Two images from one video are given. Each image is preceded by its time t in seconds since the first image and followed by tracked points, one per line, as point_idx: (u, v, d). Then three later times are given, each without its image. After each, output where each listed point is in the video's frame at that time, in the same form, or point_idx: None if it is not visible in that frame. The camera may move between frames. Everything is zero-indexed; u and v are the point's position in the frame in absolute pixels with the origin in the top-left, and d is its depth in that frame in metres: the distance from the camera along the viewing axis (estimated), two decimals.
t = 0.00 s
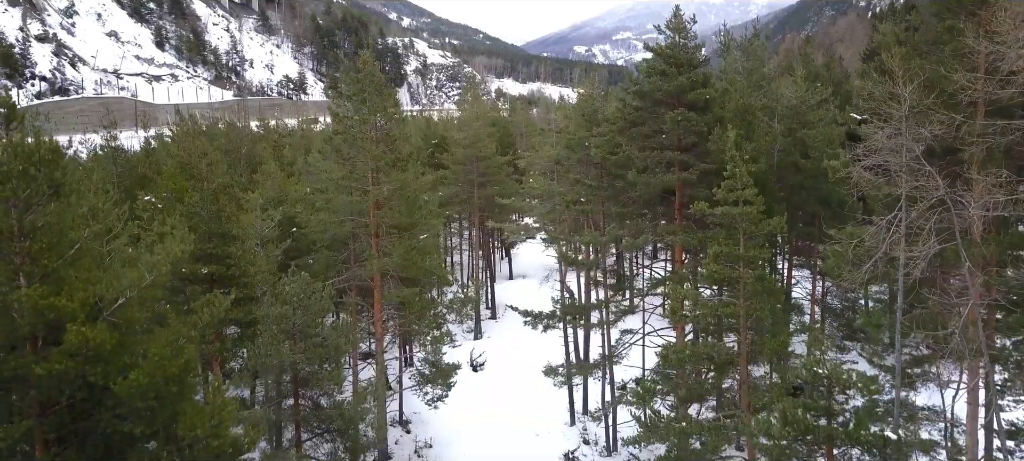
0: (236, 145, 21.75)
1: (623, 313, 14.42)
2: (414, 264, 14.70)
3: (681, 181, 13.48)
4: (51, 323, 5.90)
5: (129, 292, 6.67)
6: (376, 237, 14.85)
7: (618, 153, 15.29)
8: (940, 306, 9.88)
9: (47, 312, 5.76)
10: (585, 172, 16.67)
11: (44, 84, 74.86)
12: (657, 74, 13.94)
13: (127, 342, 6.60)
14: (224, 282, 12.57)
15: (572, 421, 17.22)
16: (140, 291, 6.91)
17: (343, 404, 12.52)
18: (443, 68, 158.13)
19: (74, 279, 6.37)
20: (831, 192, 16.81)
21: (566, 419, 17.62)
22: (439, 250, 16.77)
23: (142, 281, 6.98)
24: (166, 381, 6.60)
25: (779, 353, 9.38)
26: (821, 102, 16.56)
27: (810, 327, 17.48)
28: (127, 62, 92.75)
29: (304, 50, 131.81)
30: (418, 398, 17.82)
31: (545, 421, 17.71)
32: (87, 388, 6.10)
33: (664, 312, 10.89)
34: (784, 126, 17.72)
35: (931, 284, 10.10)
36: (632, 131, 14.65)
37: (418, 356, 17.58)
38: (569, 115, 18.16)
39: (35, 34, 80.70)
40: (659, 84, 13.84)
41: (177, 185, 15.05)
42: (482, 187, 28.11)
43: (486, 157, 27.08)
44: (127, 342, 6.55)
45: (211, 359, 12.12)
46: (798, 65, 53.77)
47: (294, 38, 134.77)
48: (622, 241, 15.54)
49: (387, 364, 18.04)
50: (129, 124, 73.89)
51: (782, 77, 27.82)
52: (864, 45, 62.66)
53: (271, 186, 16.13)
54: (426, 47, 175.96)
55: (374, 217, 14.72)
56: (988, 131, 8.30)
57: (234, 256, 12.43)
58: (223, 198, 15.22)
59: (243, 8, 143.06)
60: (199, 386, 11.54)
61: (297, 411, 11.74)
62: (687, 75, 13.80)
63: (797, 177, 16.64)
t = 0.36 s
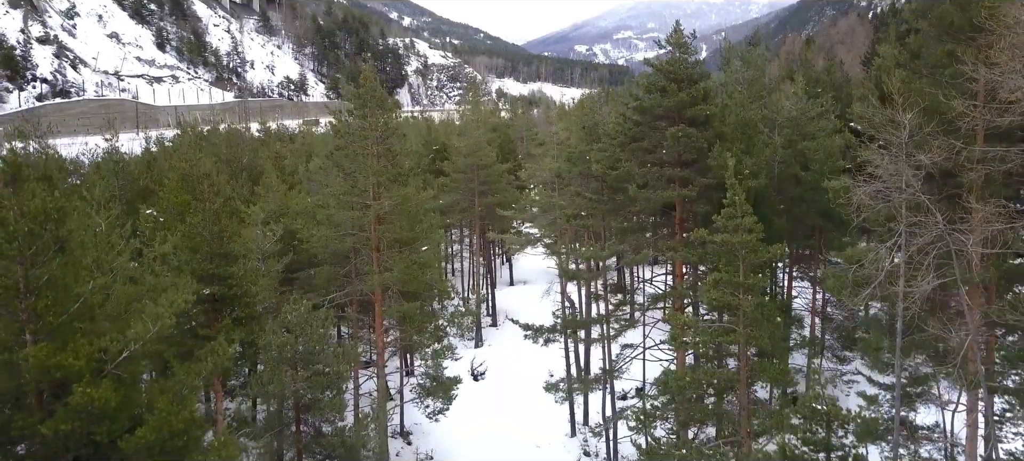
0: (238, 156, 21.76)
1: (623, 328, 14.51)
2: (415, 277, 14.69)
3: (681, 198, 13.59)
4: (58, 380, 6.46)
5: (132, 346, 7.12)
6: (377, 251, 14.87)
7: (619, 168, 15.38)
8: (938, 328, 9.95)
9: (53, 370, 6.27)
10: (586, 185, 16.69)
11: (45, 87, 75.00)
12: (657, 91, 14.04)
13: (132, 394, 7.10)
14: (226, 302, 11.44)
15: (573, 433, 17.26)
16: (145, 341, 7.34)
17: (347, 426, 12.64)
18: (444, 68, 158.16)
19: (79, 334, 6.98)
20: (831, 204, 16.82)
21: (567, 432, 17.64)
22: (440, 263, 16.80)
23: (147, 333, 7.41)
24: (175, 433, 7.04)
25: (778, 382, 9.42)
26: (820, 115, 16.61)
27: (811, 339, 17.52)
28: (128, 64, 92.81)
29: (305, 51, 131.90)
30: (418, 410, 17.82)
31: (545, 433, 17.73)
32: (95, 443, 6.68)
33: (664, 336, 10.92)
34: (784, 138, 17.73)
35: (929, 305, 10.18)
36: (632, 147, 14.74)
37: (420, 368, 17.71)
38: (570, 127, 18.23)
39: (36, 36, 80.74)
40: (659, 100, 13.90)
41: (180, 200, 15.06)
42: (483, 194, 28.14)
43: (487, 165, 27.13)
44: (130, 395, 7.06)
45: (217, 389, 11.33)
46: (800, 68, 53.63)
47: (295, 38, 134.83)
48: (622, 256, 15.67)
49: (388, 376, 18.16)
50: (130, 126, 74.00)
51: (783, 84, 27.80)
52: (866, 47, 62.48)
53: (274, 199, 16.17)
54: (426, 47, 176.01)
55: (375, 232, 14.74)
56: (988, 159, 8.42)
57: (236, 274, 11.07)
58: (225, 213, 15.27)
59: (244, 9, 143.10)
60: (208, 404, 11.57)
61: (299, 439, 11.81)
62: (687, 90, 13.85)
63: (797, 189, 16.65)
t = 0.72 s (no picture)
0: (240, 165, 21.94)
1: (624, 341, 14.57)
2: (415, 290, 14.70)
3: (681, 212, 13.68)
4: (61, 430, 6.39)
5: (137, 392, 6.97)
6: (378, 264, 14.94)
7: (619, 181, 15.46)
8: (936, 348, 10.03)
9: (56, 421, 6.25)
10: (586, 197, 16.77)
11: (46, 88, 75.05)
12: (657, 105, 14.14)
13: (136, 441, 6.93)
14: (226, 320, 11.61)
15: (574, 443, 17.30)
16: (150, 386, 7.20)
17: (349, 444, 12.74)
18: (444, 69, 158.30)
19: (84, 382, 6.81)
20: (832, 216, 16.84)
21: (568, 442, 17.66)
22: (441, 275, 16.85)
23: (152, 377, 7.24)
24: None
25: (777, 402, 9.50)
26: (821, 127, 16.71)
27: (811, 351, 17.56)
28: (130, 65, 92.99)
29: (305, 52, 132.12)
30: (419, 420, 17.82)
31: (546, 444, 17.76)
32: None
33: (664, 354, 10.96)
34: (784, 148, 17.77)
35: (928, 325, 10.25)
36: (632, 160, 14.83)
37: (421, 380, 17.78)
38: (570, 139, 18.30)
39: (38, 38, 80.98)
40: (660, 114, 13.98)
41: (182, 212, 15.13)
42: (484, 201, 28.25)
43: (487, 172, 27.25)
44: (135, 442, 6.93)
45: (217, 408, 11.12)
46: (800, 71, 53.62)
47: (296, 40, 135.09)
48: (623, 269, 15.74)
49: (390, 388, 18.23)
50: (131, 129, 74.05)
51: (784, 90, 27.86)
52: (866, 50, 62.44)
53: (275, 212, 16.26)
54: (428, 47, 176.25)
55: (376, 245, 14.82)
56: (987, 182, 8.57)
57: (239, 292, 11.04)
58: (227, 226, 15.34)
59: (245, 9, 143.32)
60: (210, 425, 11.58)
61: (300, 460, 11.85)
62: (687, 105, 13.95)
63: (797, 201, 16.70)
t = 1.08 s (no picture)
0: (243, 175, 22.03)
1: (624, 357, 14.63)
2: (416, 306, 14.76)
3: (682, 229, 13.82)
4: None
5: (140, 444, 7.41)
6: (380, 280, 15.02)
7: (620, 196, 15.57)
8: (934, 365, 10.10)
9: None
10: (587, 211, 16.86)
11: (47, 91, 75.16)
12: (657, 122, 14.24)
13: None
14: (230, 339, 11.30)
15: (574, 456, 17.37)
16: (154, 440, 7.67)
17: None
18: (445, 69, 158.31)
19: (89, 436, 7.20)
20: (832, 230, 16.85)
21: (568, 455, 17.70)
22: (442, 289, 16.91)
23: (156, 431, 7.71)
24: None
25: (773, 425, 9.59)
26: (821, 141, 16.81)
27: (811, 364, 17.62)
28: (131, 67, 93.17)
29: (306, 53, 132.21)
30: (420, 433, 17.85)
31: (547, 456, 17.79)
32: None
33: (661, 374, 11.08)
34: (785, 162, 17.82)
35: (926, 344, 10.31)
36: (634, 176, 14.93)
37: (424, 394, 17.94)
38: (571, 152, 18.39)
39: (39, 39, 81.13)
40: (660, 131, 14.09)
41: (184, 228, 15.26)
42: (485, 209, 28.32)
43: (488, 180, 27.30)
44: None
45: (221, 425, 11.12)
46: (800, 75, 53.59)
47: (297, 40, 135.19)
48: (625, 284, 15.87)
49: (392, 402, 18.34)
50: (132, 131, 74.16)
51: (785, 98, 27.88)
52: (867, 54, 62.42)
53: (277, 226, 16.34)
54: (428, 47, 176.38)
55: (378, 261, 14.90)
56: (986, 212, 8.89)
57: (241, 312, 11.07)
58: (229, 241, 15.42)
59: (246, 9, 143.42)
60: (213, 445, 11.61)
61: None
62: (687, 122, 14.05)
63: (797, 215, 16.74)
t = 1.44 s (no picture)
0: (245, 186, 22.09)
1: (625, 374, 14.71)
2: (418, 323, 14.82)
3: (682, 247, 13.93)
4: None
5: None
6: (381, 297, 15.09)
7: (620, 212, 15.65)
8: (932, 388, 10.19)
9: None
10: (588, 226, 16.92)
11: (49, 93, 75.33)
12: (658, 139, 14.31)
13: None
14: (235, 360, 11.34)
15: None
16: None
17: None
18: (446, 70, 158.34)
19: None
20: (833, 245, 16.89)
21: None
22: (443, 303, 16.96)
23: None
24: None
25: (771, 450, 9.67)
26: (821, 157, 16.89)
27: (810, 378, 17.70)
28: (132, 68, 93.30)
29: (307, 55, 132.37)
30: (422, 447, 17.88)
31: None
32: None
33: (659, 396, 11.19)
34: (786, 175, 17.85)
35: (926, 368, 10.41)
36: (634, 192, 15.02)
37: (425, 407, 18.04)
38: (572, 165, 18.46)
39: (40, 41, 81.24)
40: (660, 149, 14.16)
41: (187, 243, 15.48)
42: (486, 217, 28.36)
43: (490, 188, 27.34)
44: None
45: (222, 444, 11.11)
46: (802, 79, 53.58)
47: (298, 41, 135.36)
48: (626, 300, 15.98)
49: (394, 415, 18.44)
50: (133, 134, 74.32)
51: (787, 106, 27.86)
52: (868, 58, 62.42)
53: (279, 241, 16.42)
54: (428, 47, 176.40)
55: (379, 278, 14.98)
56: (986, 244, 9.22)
57: (243, 334, 11.08)
58: (231, 257, 15.54)
59: (247, 9, 143.49)
60: None
61: None
62: (687, 140, 14.11)
63: (798, 229, 16.77)
